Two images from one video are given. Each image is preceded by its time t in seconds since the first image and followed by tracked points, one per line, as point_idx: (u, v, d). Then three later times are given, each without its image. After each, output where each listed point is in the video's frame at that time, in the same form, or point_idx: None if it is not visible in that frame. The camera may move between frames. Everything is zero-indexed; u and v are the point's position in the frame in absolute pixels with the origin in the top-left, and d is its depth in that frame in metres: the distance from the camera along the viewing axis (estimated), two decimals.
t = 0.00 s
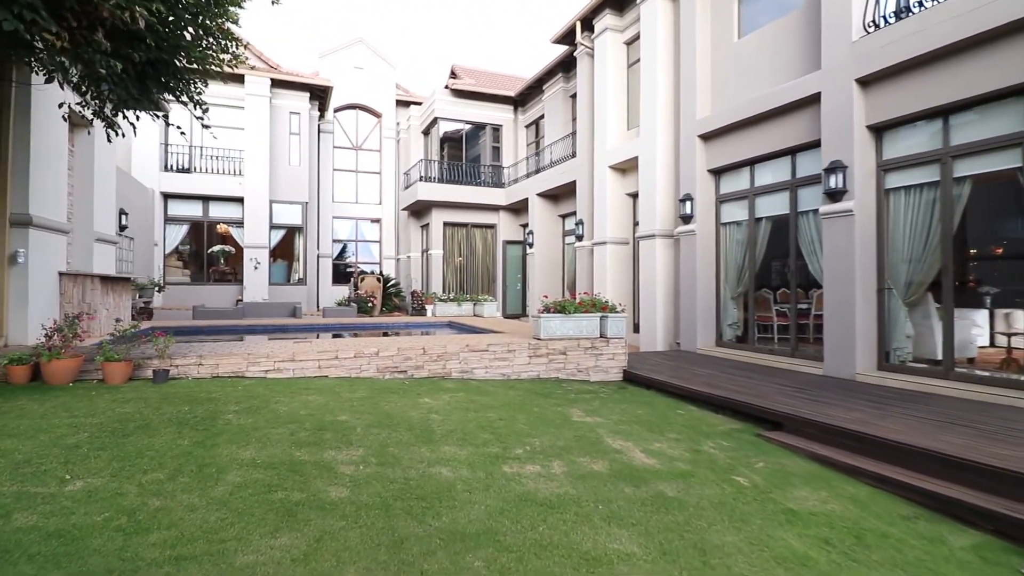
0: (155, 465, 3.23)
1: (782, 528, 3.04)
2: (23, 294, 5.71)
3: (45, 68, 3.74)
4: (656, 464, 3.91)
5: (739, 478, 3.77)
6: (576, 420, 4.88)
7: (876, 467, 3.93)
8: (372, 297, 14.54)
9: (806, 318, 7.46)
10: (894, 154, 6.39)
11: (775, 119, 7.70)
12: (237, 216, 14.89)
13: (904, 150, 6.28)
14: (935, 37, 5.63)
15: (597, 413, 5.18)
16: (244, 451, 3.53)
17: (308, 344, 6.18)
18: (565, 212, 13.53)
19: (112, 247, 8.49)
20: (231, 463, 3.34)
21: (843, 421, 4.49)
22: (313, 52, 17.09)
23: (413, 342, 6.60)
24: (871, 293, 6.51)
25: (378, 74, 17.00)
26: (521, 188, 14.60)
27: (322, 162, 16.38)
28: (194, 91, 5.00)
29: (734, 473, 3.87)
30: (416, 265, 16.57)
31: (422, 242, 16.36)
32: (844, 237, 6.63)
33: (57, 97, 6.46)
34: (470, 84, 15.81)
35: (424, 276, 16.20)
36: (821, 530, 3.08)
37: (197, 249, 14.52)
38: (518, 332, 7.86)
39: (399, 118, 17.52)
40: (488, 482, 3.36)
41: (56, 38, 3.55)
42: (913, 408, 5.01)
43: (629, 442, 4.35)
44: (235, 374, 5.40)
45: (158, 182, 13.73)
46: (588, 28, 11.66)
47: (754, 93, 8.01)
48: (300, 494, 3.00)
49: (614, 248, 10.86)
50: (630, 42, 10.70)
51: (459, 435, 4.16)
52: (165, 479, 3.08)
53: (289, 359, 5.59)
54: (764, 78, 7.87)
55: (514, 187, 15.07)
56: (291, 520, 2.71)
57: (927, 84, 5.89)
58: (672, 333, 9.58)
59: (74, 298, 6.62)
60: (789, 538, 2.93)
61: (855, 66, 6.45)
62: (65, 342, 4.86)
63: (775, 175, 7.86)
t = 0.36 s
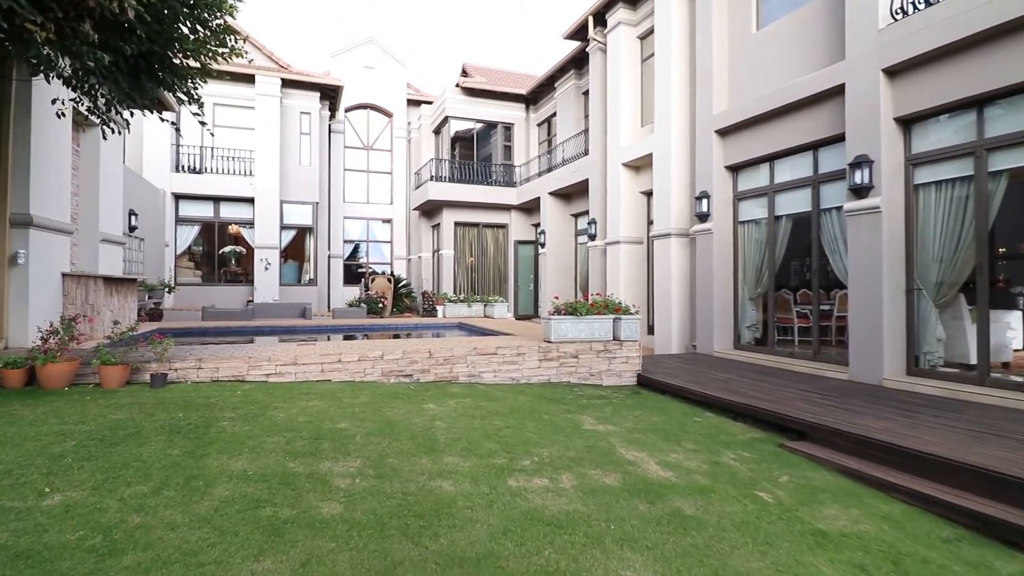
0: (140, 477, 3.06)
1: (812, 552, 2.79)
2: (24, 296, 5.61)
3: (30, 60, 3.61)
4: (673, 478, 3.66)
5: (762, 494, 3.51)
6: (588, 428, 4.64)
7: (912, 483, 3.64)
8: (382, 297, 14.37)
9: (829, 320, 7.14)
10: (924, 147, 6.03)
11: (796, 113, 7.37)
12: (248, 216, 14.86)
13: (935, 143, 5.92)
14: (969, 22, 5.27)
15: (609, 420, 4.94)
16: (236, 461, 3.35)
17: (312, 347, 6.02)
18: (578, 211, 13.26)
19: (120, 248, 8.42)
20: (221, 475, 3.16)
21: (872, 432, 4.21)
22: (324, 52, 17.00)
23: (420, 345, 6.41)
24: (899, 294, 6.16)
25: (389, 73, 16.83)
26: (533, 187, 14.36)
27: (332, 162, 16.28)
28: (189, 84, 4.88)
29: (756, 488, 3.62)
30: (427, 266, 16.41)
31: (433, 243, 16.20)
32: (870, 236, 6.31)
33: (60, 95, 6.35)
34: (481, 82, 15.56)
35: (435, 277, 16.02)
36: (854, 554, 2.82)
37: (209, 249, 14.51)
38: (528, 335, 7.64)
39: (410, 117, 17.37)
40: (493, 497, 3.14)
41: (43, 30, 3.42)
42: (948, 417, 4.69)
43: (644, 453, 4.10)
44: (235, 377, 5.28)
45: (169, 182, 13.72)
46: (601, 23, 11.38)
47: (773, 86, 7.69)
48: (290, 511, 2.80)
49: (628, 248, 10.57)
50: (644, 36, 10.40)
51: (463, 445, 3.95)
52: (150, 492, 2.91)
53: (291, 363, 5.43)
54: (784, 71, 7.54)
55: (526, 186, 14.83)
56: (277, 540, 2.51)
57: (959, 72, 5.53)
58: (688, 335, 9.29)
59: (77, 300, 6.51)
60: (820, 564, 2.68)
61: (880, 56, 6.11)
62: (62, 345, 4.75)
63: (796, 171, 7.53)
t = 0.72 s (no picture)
0: (123, 486, 2.90)
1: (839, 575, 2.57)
2: (23, 295, 5.53)
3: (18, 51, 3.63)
4: (686, 490, 3.44)
5: (783, 508, 3.28)
6: (596, 434, 4.43)
7: (945, 498, 3.38)
8: (390, 298, 14.25)
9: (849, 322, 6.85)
10: (951, 141, 5.72)
11: (814, 106, 7.07)
12: (257, 216, 14.82)
13: (962, 136, 5.61)
14: (1000, 8, 4.97)
15: (620, 426, 4.73)
16: (226, 469, 3.20)
17: (314, 348, 5.88)
18: (588, 210, 13.04)
19: (125, 247, 8.37)
20: (207, 484, 3.00)
21: (900, 441, 3.95)
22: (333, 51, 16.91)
23: (424, 346, 6.24)
24: (925, 295, 5.84)
25: (398, 71, 16.69)
26: (543, 185, 14.15)
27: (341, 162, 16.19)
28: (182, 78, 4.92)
29: (777, 502, 3.39)
30: (436, 266, 16.26)
31: (442, 242, 16.04)
32: (894, 234, 5.98)
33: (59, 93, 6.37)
34: (490, 79, 15.36)
35: (444, 277, 15.86)
36: None
37: (218, 249, 14.49)
38: (536, 336, 7.45)
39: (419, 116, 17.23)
40: (494, 511, 2.95)
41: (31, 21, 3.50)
42: (980, 425, 4.42)
43: (655, 462, 3.89)
44: (234, 379, 5.15)
45: (177, 182, 13.69)
46: (611, 18, 11.15)
47: (790, 79, 7.41)
48: (276, 526, 2.63)
49: (639, 247, 10.32)
50: (656, 31, 10.15)
51: (465, 453, 3.76)
52: (132, 503, 2.76)
53: (291, 365, 5.29)
54: (801, 63, 7.25)
55: (536, 185, 14.62)
56: (260, 559, 2.34)
57: (990, 61, 5.22)
58: (701, 337, 9.03)
59: (78, 300, 6.42)
60: None
61: (904, 45, 5.80)
62: (56, 346, 4.64)
63: (814, 167, 7.25)
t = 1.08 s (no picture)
0: (108, 499, 2.77)
1: None
2: (23, 298, 5.47)
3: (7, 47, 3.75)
4: (702, 504, 3.25)
5: (806, 526, 3.08)
6: (606, 443, 4.24)
7: (981, 515, 3.15)
8: (399, 298, 14.15)
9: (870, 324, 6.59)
10: (977, 135, 5.41)
11: (834, 101, 6.79)
12: (265, 217, 14.79)
13: (991, 131, 5.30)
14: None
15: (631, 433, 4.53)
16: (218, 480, 3.06)
17: (317, 351, 5.76)
18: (599, 209, 12.83)
19: (131, 248, 8.32)
20: (196, 497, 2.86)
21: (930, 452, 3.71)
22: (342, 51, 16.81)
23: (430, 349, 6.09)
24: (952, 298, 5.54)
25: (407, 71, 16.55)
26: (552, 185, 13.95)
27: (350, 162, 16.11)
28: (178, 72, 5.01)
29: (799, 518, 3.18)
30: (445, 266, 16.12)
31: (451, 243, 15.90)
32: (917, 233, 5.66)
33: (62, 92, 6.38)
34: (499, 78, 15.18)
35: (453, 277, 15.71)
36: None
37: (227, 250, 14.47)
38: (545, 339, 7.27)
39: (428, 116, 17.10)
40: (497, 527, 2.78)
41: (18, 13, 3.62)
42: (1015, 435, 4.16)
43: (668, 473, 3.70)
44: (234, 384, 5.04)
45: (186, 183, 13.70)
46: (622, 13, 10.93)
47: (807, 73, 7.13)
48: (265, 543, 2.48)
49: (651, 247, 10.10)
50: (668, 26, 9.92)
51: (469, 462, 3.59)
52: (115, 517, 2.62)
53: (293, 369, 5.17)
54: (819, 56, 6.98)
55: (546, 184, 14.41)
56: None
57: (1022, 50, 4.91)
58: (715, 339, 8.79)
59: (81, 302, 6.36)
60: None
61: (929, 35, 5.48)
62: (53, 350, 4.57)
63: (833, 164, 6.99)
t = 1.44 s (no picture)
0: (94, 510, 2.66)
1: None
2: (19, 299, 5.39)
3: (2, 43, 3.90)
4: (714, 516, 3.10)
5: (825, 540, 2.92)
6: (614, 450, 4.10)
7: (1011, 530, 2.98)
8: (404, 299, 14.02)
9: (883, 327, 6.41)
10: (996, 133, 5.22)
11: (846, 98, 6.61)
12: (270, 217, 14.72)
13: (1011, 127, 5.10)
14: None
15: (639, 440, 4.39)
16: (210, 490, 2.94)
17: (317, 355, 5.65)
18: (605, 210, 12.67)
19: (132, 248, 8.26)
20: (186, 508, 2.74)
21: (953, 462, 3.54)
22: (347, 51, 16.70)
23: (432, 352, 5.96)
24: (969, 301, 5.34)
25: (412, 71, 16.46)
26: (558, 185, 13.81)
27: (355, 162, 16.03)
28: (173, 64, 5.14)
29: (816, 531, 3.03)
30: (450, 267, 15.99)
31: (456, 243, 15.78)
32: (933, 234, 5.46)
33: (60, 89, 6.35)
34: (505, 77, 15.05)
35: (458, 278, 15.59)
36: None
37: (231, 250, 14.41)
38: (551, 342, 7.13)
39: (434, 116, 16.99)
40: (499, 542, 2.65)
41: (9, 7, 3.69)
42: None
43: (678, 482, 3.55)
44: (232, 387, 4.95)
45: (190, 182, 13.64)
46: (629, 11, 10.79)
47: (818, 70, 6.96)
48: (254, 559, 2.36)
49: (658, 247, 9.94)
50: (676, 24, 9.77)
51: (471, 471, 3.46)
52: (100, 529, 2.51)
53: (292, 372, 5.06)
54: (831, 52, 6.81)
55: (552, 184, 14.26)
56: None
57: None
58: (724, 342, 8.62)
59: (79, 304, 6.27)
60: None
61: (946, 29, 5.29)
62: (47, 352, 4.48)
63: (845, 163, 6.81)
